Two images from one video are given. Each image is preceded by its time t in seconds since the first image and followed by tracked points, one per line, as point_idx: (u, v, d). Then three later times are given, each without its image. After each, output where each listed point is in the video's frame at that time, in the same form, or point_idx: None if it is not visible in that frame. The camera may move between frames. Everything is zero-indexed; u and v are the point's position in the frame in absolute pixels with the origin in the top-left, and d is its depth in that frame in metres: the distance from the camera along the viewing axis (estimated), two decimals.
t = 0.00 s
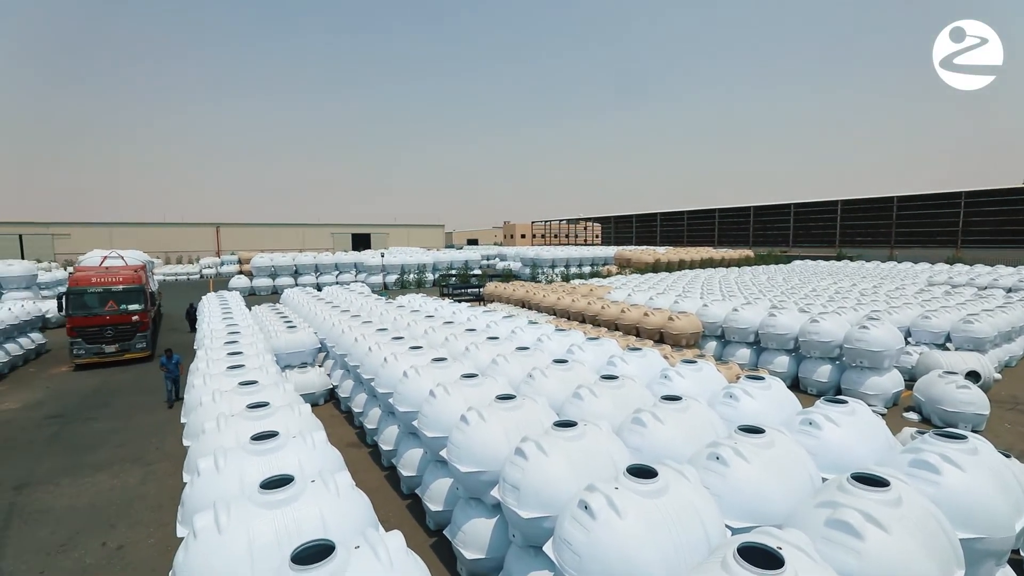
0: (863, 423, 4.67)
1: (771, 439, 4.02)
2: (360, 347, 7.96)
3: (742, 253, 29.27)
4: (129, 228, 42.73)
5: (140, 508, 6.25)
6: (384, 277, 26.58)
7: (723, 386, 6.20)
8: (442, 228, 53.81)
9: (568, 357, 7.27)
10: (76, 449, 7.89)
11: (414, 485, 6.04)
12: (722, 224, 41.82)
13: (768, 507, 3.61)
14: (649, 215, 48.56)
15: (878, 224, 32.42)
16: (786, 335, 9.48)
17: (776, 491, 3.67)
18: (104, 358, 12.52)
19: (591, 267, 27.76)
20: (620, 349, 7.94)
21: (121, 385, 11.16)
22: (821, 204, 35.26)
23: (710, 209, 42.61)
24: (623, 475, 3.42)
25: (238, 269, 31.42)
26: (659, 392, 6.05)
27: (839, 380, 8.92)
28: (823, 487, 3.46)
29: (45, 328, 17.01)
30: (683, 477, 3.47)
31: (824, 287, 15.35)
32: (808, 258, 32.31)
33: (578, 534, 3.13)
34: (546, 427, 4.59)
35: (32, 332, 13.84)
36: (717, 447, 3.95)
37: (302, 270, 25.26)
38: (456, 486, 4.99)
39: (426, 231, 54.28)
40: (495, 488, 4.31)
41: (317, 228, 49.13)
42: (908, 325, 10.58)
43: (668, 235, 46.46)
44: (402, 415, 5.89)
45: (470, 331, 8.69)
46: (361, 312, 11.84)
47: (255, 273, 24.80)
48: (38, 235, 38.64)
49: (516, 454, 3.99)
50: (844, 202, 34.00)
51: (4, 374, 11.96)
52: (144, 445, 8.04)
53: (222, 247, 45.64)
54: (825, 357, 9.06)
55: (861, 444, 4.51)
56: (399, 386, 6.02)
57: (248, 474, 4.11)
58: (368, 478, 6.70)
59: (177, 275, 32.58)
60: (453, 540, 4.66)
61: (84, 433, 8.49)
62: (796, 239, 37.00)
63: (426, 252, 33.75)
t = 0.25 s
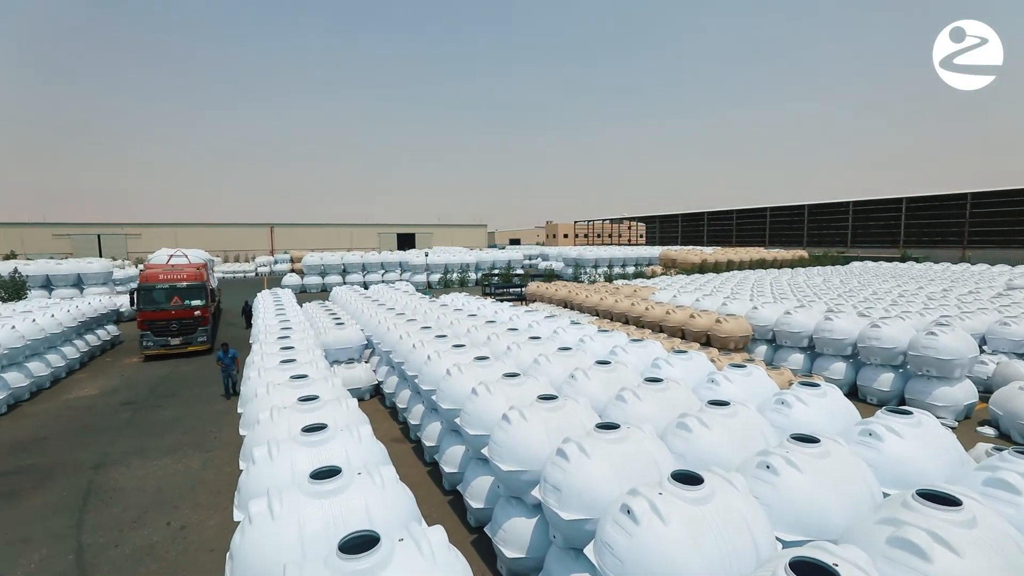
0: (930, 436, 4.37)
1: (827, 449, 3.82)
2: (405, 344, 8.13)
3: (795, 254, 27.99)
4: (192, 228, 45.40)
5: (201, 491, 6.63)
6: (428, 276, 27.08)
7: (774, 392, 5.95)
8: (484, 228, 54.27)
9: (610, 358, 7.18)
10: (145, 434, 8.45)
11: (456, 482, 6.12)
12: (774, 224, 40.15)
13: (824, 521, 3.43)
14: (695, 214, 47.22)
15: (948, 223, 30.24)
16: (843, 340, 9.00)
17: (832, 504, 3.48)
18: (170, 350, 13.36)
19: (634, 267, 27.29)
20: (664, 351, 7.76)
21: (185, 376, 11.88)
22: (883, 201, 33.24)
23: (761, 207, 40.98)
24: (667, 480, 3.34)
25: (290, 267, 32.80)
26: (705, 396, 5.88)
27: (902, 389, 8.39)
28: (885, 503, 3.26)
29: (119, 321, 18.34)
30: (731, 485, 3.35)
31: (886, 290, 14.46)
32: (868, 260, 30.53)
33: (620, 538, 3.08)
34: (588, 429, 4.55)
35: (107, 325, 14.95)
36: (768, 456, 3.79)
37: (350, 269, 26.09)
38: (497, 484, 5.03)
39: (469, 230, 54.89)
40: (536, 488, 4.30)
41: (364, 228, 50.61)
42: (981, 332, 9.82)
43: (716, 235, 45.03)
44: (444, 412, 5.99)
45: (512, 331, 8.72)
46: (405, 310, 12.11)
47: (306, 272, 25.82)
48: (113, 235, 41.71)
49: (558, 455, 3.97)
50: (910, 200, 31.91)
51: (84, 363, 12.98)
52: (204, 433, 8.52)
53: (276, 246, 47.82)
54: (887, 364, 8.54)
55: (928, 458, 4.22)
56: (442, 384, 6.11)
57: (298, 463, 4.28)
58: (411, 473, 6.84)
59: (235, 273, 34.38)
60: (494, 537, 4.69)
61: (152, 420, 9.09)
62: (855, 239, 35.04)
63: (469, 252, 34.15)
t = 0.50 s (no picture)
0: (1021, 457, 3.98)
1: (899, 465, 3.56)
2: (454, 342, 8.27)
3: (864, 254, 26.26)
4: (258, 228, 48.11)
5: (263, 477, 7.03)
6: (478, 275, 27.41)
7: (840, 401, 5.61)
8: (533, 227, 54.31)
9: (662, 361, 7.00)
10: (214, 420, 9.05)
11: (503, 480, 6.17)
12: (841, 222, 37.82)
13: (895, 542, 3.20)
14: (754, 213, 45.23)
15: None
16: (918, 348, 8.36)
17: (905, 524, 3.24)
18: (237, 343, 14.21)
19: (687, 267, 26.49)
20: (719, 355, 7.49)
21: (250, 368, 12.60)
22: (967, 198, 30.58)
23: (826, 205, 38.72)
24: (721, 489, 3.22)
25: (346, 266, 34.12)
26: (763, 404, 5.63)
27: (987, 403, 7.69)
28: (970, 527, 2.98)
29: (192, 315, 19.70)
30: (791, 497, 3.19)
31: (970, 294, 13.29)
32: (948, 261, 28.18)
33: (669, 546, 3.00)
34: (638, 432, 4.46)
35: (183, 318, 16.11)
36: (832, 469, 3.58)
37: (403, 267, 26.82)
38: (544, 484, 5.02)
39: (518, 230, 55.11)
40: (583, 490, 4.26)
41: (416, 228, 51.90)
42: None
43: (776, 234, 42.96)
44: (492, 410, 6.04)
45: (561, 331, 8.69)
46: (455, 309, 12.32)
47: (361, 270, 26.77)
48: (188, 234, 44.88)
49: (606, 458, 3.92)
50: (998, 196, 29.18)
51: (162, 353, 14.03)
52: (267, 422, 9.01)
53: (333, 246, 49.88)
54: (969, 376, 7.85)
55: (1018, 481, 3.85)
56: (491, 382, 6.17)
57: (353, 455, 4.45)
58: (459, 469, 6.95)
59: (295, 271, 36.13)
60: (540, 537, 4.68)
61: (221, 408, 9.71)
62: (933, 238, 32.45)
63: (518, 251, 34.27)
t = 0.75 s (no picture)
0: None
1: (971, 483, 3.31)
2: (496, 341, 8.33)
3: (932, 255, 24.57)
4: (309, 228, 50.08)
5: (312, 467, 7.31)
6: (519, 275, 27.48)
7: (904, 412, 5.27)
8: (575, 226, 53.92)
9: (709, 365, 6.80)
10: (268, 412, 9.48)
11: (544, 480, 6.15)
12: (905, 221, 35.53)
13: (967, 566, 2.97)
14: (808, 211, 43.17)
15: None
16: (994, 357, 7.74)
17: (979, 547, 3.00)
18: (288, 338, 14.83)
19: (736, 268, 25.61)
20: (770, 360, 7.19)
21: (300, 362, 13.13)
22: None
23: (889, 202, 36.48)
24: (772, 499, 3.09)
25: (391, 265, 35.01)
26: (817, 412, 5.36)
27: None
28: None
29: (248, 310, 20.74)
30: (848, 511, 3.02)
31: None
32: None
33: (715, 556, 2.91)
34: (683, 437, 4.34)
35: (239, 314, 16.99)
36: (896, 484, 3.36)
37: (446, 267, 27.25)
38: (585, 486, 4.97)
39: (560, 230, 54.87)
40: (626, 494, 4.19)
41: (459, 228, 52.61)
42: None
43: (832, 234, 40.85)
44: (534, 409, 6.04)
45: (603, 332, 8.58)
46: (497, 308, 12.39)
47: (405, 269, 27.37)
48: (245, 233, 47.28)
49: (650, 462, 3.84)
50: None
51: (220, 347, 14.84)
52: (316, 414, 9.37)
53: (379, 245, 51.31)
54: None
55: None
56: (533, 382, 6.18)
57: (397, 449, 4.56)
58: (499, 467, 6.99)
59: (343, 270, 37.40)
60: (581, 539, 4.65)
61: (273, 400, 10.17)
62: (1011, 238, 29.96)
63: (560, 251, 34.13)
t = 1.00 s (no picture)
0: None
1: None
2: (546, 341, 8.31)
3: None
4: (365, 228, 51.93)
5: (366, 459, 7.58)
6: (569, 275, 27.29)
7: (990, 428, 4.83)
8: (627, 226, 53.00)
9: (768, 371, 6.50)
10: (326, 404, 9.92)
11: (592, 482, 6.09)
12: (994, 219, 32.49)
13: None
14: (881, 209, 40.32)
15: None
16: None
17: None
18: (345, 334, 15.43)
19: (799, 269, 24.31)
20: (836, 367, 6.77)
21: (356, 357, 13.64)
22: None
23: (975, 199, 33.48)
24: (837, 515, 2.92)
25: (442, 264, 35.72)
26: (889, 424, 5.01)
27: None
28: None
29: (308, 306, 21.77)
30: (925, 533, 2.80)
31: None
32: None
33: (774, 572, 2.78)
34: (740, 445, 4.17)
35: (300, 310, 17.85)
36: (980, 507, 3.09)
37: (496, 266, 27.49)
38: (635, 491, 4.88)
39: (610, 230, 54.11)
40: (677, 501, 4.08)
41: (509, 228, 52.98)
42: None
43: (908, 233, 37.96)
44: (583, 411, 5.98)
45: (655, 334, 8.39)
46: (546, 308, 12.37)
47: (456, 269, 27.84)
48: (305, 233, 49.69)
49: (703, 470, 3.72)
50: None
51: (283, 341, 15.66)
52: (370, 408, 9.71)
53: (430, 244, 52.52)
54: None
55: None
56: (582, 383, 6.12)
57: (447, 444, 4.65)
58: (547, 468, 6.98)
59: (396, 268, 38.54)
60: (630, 545, 4.56)
61: (331, 393, 10.62)
62: None
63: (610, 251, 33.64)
